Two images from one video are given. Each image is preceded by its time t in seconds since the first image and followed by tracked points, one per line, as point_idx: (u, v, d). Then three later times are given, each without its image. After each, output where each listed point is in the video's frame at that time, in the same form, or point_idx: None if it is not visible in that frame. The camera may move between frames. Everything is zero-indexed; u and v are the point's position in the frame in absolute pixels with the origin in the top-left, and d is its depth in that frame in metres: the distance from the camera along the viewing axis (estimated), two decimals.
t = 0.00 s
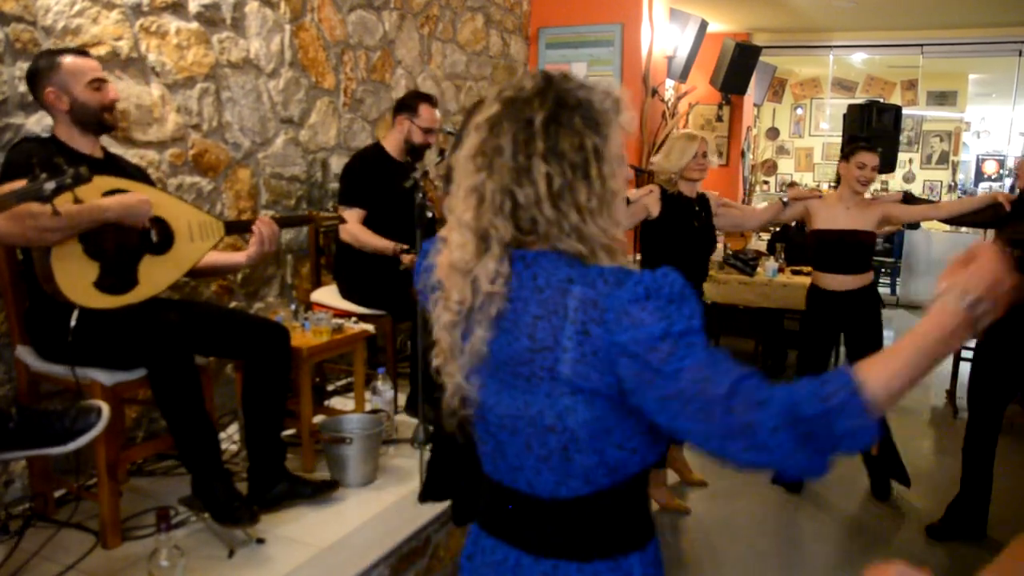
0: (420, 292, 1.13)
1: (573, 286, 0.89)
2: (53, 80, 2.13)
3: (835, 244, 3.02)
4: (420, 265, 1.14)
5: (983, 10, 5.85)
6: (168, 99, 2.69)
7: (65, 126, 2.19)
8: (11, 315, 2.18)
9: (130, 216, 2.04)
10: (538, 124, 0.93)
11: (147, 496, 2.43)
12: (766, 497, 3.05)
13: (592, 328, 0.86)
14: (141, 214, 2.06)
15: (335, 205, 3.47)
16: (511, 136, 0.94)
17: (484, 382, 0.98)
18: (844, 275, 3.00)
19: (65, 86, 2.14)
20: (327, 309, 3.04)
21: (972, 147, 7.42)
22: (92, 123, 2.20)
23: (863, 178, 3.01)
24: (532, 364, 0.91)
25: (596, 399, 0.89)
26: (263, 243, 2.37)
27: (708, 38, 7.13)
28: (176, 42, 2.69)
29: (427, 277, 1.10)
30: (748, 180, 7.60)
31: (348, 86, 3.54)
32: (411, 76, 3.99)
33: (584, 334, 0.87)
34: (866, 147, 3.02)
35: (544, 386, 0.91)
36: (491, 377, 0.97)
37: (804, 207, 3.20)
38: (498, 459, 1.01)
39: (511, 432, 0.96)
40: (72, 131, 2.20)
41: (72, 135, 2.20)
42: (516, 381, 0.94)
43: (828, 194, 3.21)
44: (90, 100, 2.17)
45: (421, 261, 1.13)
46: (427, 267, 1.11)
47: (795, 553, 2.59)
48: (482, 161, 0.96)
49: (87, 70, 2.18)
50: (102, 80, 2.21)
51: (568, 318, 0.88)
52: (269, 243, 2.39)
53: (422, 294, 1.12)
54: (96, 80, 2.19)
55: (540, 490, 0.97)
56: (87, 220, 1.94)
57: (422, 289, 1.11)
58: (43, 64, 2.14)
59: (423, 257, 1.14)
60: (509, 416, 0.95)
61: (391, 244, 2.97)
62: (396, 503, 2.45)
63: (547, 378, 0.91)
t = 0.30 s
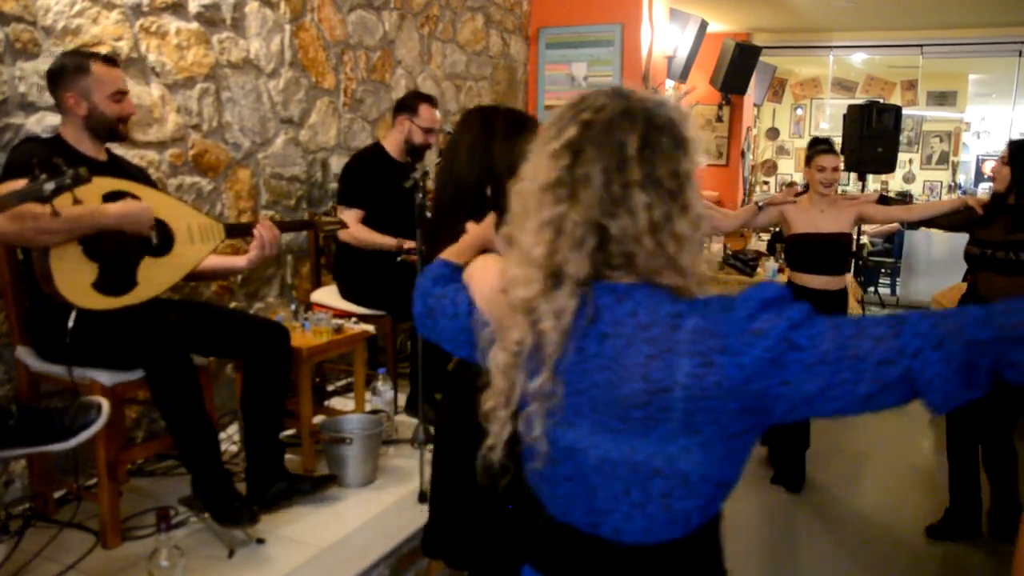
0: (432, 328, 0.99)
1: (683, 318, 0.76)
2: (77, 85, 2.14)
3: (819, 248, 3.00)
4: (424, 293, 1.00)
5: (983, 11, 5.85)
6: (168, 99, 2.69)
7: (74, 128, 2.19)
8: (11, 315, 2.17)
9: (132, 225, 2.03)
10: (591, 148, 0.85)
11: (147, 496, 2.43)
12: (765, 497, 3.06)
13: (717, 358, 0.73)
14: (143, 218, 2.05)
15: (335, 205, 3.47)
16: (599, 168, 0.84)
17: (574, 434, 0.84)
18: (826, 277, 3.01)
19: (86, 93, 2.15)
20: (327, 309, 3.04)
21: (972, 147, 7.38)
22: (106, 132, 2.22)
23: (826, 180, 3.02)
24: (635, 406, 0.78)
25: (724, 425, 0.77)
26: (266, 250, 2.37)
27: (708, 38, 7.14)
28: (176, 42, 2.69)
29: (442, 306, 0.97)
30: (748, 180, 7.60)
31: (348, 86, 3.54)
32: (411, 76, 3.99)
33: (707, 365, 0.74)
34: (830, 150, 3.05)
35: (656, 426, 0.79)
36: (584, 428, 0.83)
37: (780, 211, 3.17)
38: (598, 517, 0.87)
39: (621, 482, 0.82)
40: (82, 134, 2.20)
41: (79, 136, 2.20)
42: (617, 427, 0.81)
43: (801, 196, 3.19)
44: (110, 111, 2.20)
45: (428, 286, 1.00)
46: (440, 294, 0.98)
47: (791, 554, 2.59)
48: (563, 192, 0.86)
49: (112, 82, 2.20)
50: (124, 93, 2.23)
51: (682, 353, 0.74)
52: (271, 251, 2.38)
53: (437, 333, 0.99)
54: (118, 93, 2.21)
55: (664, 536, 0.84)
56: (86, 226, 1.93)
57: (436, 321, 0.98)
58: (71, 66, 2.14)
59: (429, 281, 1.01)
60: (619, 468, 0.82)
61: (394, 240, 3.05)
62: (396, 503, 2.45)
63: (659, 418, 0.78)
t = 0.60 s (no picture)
0: (515, 333, 0.93)
1: (858, 312, 0.75)
2: (63, 82, 2.13)
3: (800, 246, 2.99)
4: (499, 294, 0.94)
5: (983, 10, 5.86)
6: (168, 99, 2.69)
7: (69, 128, 2.18)
8: (11, 314, 2.17)
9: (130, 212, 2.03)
10: (732, 144, 0.81)
11: (147, 496, 2.43)
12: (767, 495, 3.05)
13: (896, 349, 0.73)
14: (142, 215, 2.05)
15: (335, 204, 3.47)
16: (783, 149, 0.81)
17: (746, 448, 0.81)
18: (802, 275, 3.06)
19: (74, 89, 2.14)
20: (327, 309, 3.04)
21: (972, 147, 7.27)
22: (96, 126, 2.20)
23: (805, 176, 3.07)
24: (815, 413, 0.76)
25: (902, 419, 0.76)
26: (264, 250, 2.37)
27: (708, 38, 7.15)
28: (176, 42, 2.69)
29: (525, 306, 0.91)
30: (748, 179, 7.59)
31: (348, 85, 3.54)
32: (411, 76, 3.99)
33: (888, 359, 0.73)
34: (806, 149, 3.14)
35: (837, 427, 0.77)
36: (752, 440, 0.80)
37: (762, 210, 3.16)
38: (774, 534, 0.84)
39: (796, 488, 0.81)
40: (76, 133, 2.20)
41: (75, 136, 2.20)
42: (795, 432, 0.78)
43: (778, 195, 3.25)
44: (98, 105, 2.18)
45: (503, 289, 0.94)
46: (519, 294, 0.93)
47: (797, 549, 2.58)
48: (750, 180, 0.81)
49: (100, 76, 2.19)
50: (112, 86, 2.22)
51: (863, 350, 0.74)
52: (269, 251, 2.38)
53: (520, 338, 0.93)
54: (106, 86, 2.20)
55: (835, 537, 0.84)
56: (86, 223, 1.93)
57: (519, 324, 0.92)
58: (54, 64, 2.14)
59: (494, 285, 0.95)
60: (795, 474, 0.80)
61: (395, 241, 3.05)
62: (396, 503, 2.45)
63: (839, 417, 0.77)
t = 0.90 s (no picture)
0: (605, 380, 0.87)
1: (1009, 368, 0.72)
2: (78, 90, 2.14)
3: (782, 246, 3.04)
4: (582, 337, 0.88)
5: (982, 11, 5.87)
6: (168, 100, 2.69)
7: (73, 130, 2.19)
8: (11, 315, 2.17)
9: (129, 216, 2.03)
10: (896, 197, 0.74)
11: (147, 497, 2.43)
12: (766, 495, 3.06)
13: None
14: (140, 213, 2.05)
15: (335, 205, 3.47)
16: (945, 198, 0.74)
17: (898, 511, 0.74)
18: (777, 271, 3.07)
19: (88, 97, 2.14)
20: (327, 309, 3.04)
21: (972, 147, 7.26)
22: (105, 135, 2.20)
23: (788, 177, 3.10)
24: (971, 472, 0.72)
25: None
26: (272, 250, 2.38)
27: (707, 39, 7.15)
28: (176, 42, 2.69)
29: (618, 352, 0.85)
30: (748, 179, 7.60)
31: (348, 86, 3.54)
32: (411, 76, 3.99)
33: None
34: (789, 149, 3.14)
35: (992, 493, 0.73)
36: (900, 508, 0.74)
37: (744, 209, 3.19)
38: None
39: (941, 557, 0.75)
40: (83, 137, 2.20)
41: (82, 140, 2.20)
42: (949, 498, 0.73)
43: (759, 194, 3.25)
44: (110, 116, 2.19)
45: (589, 330, 0.88)
46: (609, 338, 0.87)
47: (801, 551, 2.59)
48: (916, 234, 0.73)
49: (116, 87, 2.19)
50: (126, 96, 2.22)
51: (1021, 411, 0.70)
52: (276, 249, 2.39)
53: (609, 385, 0.86)
54: (121, 97, 2.20)
55: None
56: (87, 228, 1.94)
57: (610, 369, 0.86)
58: (75, 70, 2.15)
59: (577, 326, 0.89)
60: (943, 542, 0.75)
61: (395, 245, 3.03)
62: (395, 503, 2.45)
63: (996, 482, 0.72)
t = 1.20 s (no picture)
0: (781, 395, 0.70)
1: None
2: (66, 86, 2.13)
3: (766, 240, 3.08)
4: (752, 343, 0.71)
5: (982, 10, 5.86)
6: (168, 99, 2.69)
7: (71, 130, 2.19)
8: (11, 315, 2.17)
9: (128, 215, 2.03)
10: None
11: (147, 496, 2.43)
12: (765, 495, 3.06)
13: None
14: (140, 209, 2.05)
15: (336, 204, 3.47)
16: None
17: None
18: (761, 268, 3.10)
19: (76, 93, 2.14)
20: (327, 309, 3.04)
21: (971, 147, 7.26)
22: (97, 130, 2.20)
23: (773, 172, 3.17)
24: None
25: None
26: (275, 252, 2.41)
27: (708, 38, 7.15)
28: (176, 41, 2.69)
29: (799, 363, 0.69)
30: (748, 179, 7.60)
31: (348, 85, 3.54)
32: (411, 76, 3.99)
33: None
34: (775, 143, 3.16)
35: None
36: None
37: (727, 203, 3.23)
38: None
39: None
40: (79, 135, 2.20)
41: (77, 137, 2.20)
42: None
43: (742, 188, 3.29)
44: (99, 109, 2.18)
45: (760, 336, 0.71)
46: (790, 344, 0.70)
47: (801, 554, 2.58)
48: None
49: (104, 81, 2.18)
50: (115, 91, 2.21)
51: None
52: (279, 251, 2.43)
53: (788, 400, 0.70)
54: (109, 91, 2.19)
55: None
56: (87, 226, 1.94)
57: (794, 385, 0.70)
58: (59, 66, 2.14)
59: (745, 337, 0.72)
60: None
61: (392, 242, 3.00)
62: (394, 503, 2.45)
63: None
